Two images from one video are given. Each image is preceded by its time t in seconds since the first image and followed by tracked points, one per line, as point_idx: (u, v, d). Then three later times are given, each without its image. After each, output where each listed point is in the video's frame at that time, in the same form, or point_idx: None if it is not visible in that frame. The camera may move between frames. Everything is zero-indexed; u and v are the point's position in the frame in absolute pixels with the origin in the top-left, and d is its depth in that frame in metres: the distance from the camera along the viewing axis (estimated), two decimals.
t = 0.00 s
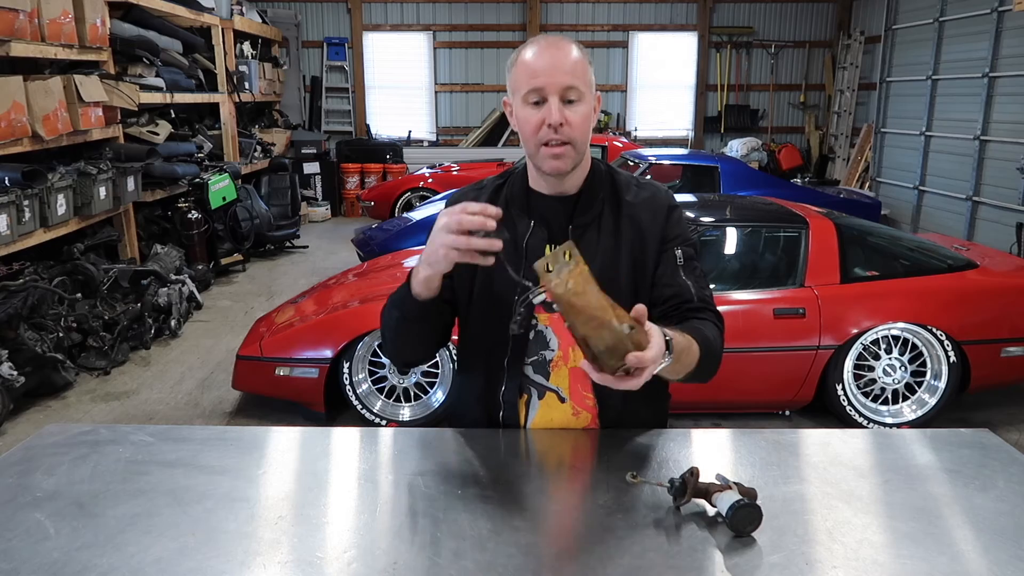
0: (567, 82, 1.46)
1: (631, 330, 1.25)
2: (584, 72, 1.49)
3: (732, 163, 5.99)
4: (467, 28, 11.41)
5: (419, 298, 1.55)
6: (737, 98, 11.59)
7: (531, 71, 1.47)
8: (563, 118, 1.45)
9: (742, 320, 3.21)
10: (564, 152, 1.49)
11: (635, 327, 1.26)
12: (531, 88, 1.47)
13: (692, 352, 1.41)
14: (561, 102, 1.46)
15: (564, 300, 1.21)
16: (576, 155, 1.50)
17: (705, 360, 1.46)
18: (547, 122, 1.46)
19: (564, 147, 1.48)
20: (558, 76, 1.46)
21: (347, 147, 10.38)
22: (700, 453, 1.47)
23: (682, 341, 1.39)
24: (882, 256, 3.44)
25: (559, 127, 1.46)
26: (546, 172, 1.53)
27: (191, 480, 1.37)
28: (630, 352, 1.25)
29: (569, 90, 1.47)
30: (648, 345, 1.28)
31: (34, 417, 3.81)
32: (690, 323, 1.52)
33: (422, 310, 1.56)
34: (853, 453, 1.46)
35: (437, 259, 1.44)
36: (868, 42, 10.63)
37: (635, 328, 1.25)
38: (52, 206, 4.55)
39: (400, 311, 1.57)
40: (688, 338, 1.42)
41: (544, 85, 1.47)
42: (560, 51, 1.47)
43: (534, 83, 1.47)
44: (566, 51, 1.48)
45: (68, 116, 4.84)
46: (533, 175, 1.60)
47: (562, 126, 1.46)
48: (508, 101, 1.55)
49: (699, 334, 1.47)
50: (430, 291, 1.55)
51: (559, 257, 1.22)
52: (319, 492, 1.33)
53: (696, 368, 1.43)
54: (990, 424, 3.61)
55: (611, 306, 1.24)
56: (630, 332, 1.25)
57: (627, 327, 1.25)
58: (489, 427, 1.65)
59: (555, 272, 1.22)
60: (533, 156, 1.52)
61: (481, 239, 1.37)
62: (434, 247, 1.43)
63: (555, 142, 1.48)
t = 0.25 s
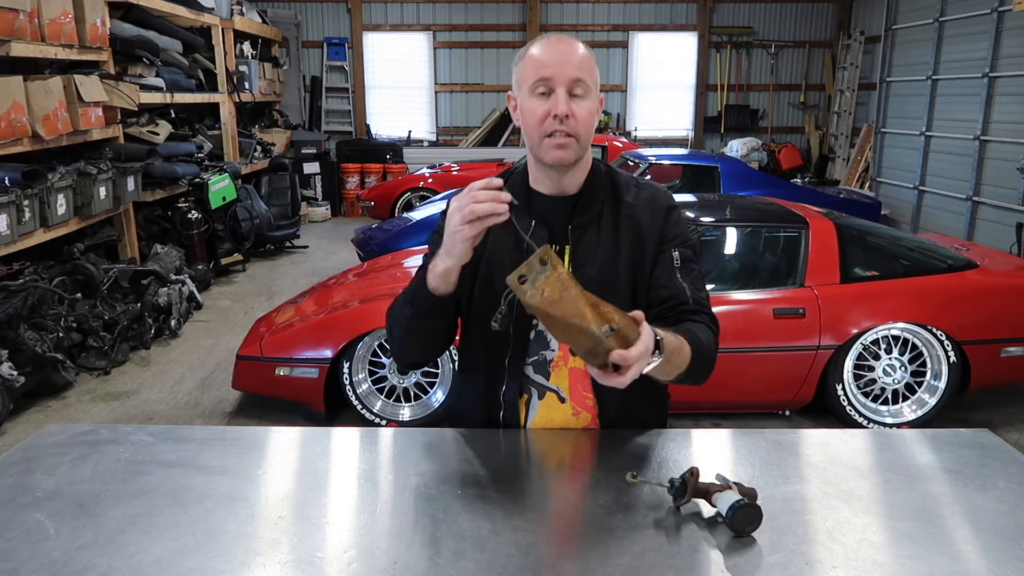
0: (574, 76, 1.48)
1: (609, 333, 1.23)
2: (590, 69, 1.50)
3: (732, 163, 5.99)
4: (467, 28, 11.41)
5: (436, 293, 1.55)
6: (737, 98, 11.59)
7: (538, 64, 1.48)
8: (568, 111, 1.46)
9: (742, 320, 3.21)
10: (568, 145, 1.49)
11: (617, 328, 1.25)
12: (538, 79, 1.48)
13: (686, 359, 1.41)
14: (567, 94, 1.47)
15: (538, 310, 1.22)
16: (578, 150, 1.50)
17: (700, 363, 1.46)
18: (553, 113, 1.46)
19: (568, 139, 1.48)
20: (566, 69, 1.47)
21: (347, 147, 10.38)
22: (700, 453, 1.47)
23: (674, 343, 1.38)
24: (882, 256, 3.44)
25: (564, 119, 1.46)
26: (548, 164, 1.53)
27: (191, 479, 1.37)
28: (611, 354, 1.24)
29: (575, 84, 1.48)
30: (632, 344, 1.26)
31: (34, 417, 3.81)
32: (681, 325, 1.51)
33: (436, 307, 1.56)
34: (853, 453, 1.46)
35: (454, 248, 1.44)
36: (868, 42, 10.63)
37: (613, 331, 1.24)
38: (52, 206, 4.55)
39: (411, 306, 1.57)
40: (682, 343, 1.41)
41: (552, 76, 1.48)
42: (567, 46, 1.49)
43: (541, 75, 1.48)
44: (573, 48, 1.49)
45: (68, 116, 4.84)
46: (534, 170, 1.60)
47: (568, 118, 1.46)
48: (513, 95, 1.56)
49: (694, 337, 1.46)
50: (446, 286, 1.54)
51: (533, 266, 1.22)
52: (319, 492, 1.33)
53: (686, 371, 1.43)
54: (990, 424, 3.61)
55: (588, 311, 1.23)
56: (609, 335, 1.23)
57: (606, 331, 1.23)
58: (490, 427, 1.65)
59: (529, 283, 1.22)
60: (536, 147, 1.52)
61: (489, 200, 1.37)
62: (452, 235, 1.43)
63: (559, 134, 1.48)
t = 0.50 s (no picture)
0: (586, 78, 1.48)
1: (615, 283, 1.22)
2: (601, 72, 1.50)
3: (732, 163, 5.99)
4: (467, 28, 11.41)
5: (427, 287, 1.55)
6: (737, 98, 11.59)
7: (550, 64, 1.48)
8: (577, 114, 1.46)
9: (742, 320, 3.21)
10: (574, 147, 1.49)
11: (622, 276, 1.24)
12: (550, 79, 1.48)
13: (694, 349, 1.44)
14: (577, 96, 1.47)
15: (540, 294, 1.20)
16: (583, 153, 1.51)
17: (701, 360, 1.46)
18: (561, 115, 1.46)
19: (574, 142, 1.48)
20: (577, 71, 1.47)
21: (347, 147, 10.38)
22: (700, 453, 1.47)
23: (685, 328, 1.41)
24: (882, 256, 3.44)
25: (572, 122, 1.46)
26: (552, 164, 1.53)
27: (191, 479, 1.37)
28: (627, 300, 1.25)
29: (585, 87, 1.48)
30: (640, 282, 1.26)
31: (34, 417, 3.81)
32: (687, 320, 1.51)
33: (429, 302, 1.57)
34: (853, 453, 1.46)
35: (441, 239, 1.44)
36: (868, 42, 10.62)
37: (619, 279, 1.23)
38: (52, 206, 4.55)
39: (407, 301, 1.58)
40: (689, 327, 1.43)
41: (563, 77, 1.48)
42: (579, 48, 1.49)
43: (552, 75, 1.48)
44: (585, 50, 1.49)
45: (68, 116, 4.84)
46: (538, 170, 1.60)
47: (576, 121, 1.46)
48: (523, 93, 1.55)
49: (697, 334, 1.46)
50: (438, 279, 1.54)
51: (517, 258, 1.21)
52: (319, 492, 1.33)
53: (696, 361, 1.45)
54: (990, 424, 3.61)
55: (586, 271, 1.21)
56: (616, 285, 1.22)
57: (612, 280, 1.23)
58: (490, 426, 1.65)
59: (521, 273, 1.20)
60: (541, 147, 1.52)
61: (462, 183, 1.37)
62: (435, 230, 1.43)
63: (566, 136, 1.48)
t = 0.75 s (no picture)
0: (591, 82, 1.47)
1: (620, 241, 1.21)
2: (607, 75, 1.50)
3: (732, 163, 6.00)
4: (467, 28, 11.41)
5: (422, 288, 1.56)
6: (737, 98, 11.59)
7: (556, 66, 1.48)
8: (581, 116, 1.46)
9: (742, 320, 3.21)
10: (576, 149, 1.49)
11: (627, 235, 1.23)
12: (555, 81, 1.48)
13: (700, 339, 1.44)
14: (582, 99, 1.46)
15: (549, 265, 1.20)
16: (585, 154, 1.50)
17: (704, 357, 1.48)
18: (565, 117, 1.46)
19: (576, 144, 1.48)
20: (583, 73, 1.47)
21: (347, 147, 10.38)
22: (700, 453, 1.47)
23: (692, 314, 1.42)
24: (882, 256, 3.44)
25: (576, 124, 1.46)
26: (554, 167, 1.53)
27: (191, 480, 1.37)
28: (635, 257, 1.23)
29: (590, 90, 1.47)
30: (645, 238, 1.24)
31: (34, 417, 3.81)
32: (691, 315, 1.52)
33: (426, 303, 1.57)
34: (853, 453, 1.46)
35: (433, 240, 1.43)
36: (868, 42, 10.63)
37: (624, 238, 1.22)
38: (52, 206, 4.55)
39: (404, 305, 1.58)
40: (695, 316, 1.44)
41: (568, 79, 1.47)
42: (585, 50, 1.48)
43: (558, 76, 1.47)
44: (590, 52, 1.49)
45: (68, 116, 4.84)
46: (540, 171, 1.60)
47: (579, 124, 1.46)
48: (528, 94, 1.55)
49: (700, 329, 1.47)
50: (432, 279, 1.55)
51: (519, 233, 1.22)
52: (319, 492, 1.33)
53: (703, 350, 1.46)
54: (990, 424, 3.61)
55: (589, 235, 1.21)
56: (621, 243, 1.21)
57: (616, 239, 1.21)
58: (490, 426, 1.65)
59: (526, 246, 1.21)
60: (544, 147, 1.51)
61: (446, 186, 1.34)
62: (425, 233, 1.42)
63: (569, 137, 1.48)
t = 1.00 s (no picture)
0: (592, 83, 1.47)
1: (611, 230, 1.21)
2: (608, 76, 1.49)
3: (732, 163, 6.00)
4: (467, 28, 11.41)
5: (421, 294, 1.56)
6: (737, 98, 11.59)
7: (556, 68, 1.47)
8: (582, 119, 1.46)
9: (742, 320, 3.21)
10: (576, 151, 1.49)
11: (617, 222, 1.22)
12: (555, 83, 1.47)
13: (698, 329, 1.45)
14: (583, 101, 1.46)
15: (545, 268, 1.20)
16: (586, 156, 1.51)
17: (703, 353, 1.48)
18: (566, 119, 1.46)
19: (577, 146, 1.48)
20: (583, 75, 1.46)
21: (347, 147, 10.38)
22: (700, 453, 1.47)
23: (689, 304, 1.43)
24: (882, 256, 3.44)
25: (577, 127, 1.46)
26: (554, 168, 1.53)
27: (191, 480, 1.37)
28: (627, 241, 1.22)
29: (590, 92, 1.47)
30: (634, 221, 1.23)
31: (34, 417, 3.81)
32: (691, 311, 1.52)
33: (425, 310, 1.57)
34: (853, 453, 1.46)
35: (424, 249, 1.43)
36: (868, 42, 10.62)
37: (613, 226, 1.21)
38: (52, 206, 4.55)
39: (404, 311, 1.58)
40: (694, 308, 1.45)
41: (569, 81, 1.47)
42: (585, 51, 1.48)
43: (558, 78, 1.47)
44: (591, 53, 1.48)
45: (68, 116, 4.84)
46: (540, 172, 1.61)
47: (580, 126, 1.46)
48: (529, 95, 1.55)
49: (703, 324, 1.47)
50: (431, 287, 1.56)
51: (510, 243, 1.21)
52: (319, 492, 1.33)
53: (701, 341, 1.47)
54: (990, 424, 3.61)
55: (578, 232, 1.20)
56: (611, 232, 1.21)
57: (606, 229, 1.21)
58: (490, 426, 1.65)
59: (519, 253, 1.21)
60: (545, 149, 1.52)
61: (431, 197, 1.32)
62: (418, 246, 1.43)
63: (570, 139, 1.48)
